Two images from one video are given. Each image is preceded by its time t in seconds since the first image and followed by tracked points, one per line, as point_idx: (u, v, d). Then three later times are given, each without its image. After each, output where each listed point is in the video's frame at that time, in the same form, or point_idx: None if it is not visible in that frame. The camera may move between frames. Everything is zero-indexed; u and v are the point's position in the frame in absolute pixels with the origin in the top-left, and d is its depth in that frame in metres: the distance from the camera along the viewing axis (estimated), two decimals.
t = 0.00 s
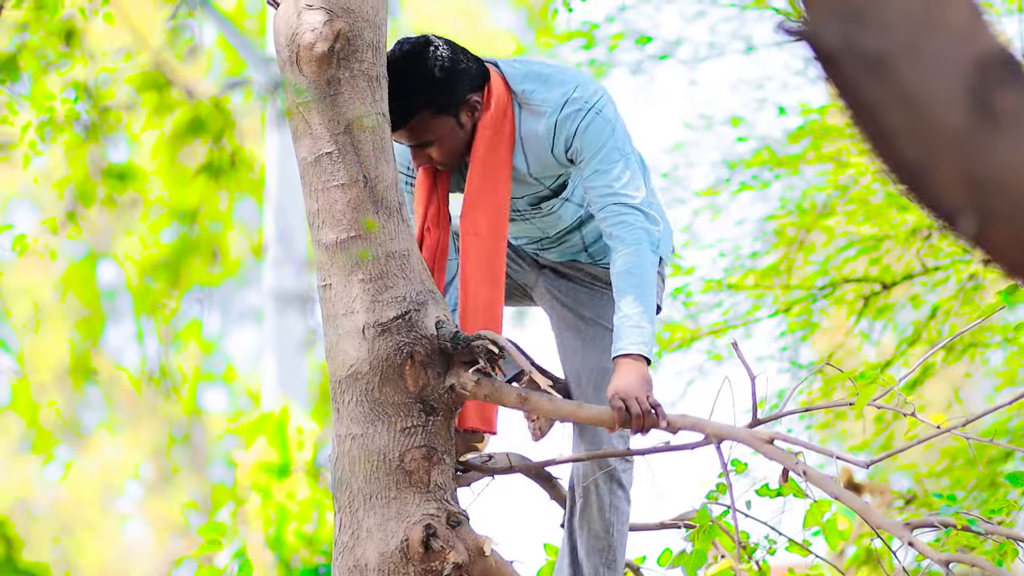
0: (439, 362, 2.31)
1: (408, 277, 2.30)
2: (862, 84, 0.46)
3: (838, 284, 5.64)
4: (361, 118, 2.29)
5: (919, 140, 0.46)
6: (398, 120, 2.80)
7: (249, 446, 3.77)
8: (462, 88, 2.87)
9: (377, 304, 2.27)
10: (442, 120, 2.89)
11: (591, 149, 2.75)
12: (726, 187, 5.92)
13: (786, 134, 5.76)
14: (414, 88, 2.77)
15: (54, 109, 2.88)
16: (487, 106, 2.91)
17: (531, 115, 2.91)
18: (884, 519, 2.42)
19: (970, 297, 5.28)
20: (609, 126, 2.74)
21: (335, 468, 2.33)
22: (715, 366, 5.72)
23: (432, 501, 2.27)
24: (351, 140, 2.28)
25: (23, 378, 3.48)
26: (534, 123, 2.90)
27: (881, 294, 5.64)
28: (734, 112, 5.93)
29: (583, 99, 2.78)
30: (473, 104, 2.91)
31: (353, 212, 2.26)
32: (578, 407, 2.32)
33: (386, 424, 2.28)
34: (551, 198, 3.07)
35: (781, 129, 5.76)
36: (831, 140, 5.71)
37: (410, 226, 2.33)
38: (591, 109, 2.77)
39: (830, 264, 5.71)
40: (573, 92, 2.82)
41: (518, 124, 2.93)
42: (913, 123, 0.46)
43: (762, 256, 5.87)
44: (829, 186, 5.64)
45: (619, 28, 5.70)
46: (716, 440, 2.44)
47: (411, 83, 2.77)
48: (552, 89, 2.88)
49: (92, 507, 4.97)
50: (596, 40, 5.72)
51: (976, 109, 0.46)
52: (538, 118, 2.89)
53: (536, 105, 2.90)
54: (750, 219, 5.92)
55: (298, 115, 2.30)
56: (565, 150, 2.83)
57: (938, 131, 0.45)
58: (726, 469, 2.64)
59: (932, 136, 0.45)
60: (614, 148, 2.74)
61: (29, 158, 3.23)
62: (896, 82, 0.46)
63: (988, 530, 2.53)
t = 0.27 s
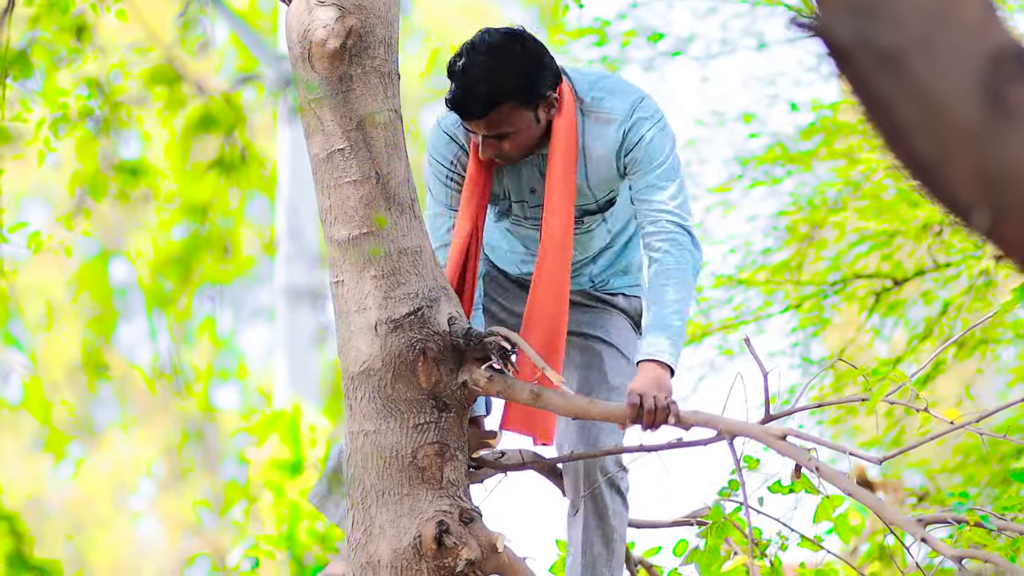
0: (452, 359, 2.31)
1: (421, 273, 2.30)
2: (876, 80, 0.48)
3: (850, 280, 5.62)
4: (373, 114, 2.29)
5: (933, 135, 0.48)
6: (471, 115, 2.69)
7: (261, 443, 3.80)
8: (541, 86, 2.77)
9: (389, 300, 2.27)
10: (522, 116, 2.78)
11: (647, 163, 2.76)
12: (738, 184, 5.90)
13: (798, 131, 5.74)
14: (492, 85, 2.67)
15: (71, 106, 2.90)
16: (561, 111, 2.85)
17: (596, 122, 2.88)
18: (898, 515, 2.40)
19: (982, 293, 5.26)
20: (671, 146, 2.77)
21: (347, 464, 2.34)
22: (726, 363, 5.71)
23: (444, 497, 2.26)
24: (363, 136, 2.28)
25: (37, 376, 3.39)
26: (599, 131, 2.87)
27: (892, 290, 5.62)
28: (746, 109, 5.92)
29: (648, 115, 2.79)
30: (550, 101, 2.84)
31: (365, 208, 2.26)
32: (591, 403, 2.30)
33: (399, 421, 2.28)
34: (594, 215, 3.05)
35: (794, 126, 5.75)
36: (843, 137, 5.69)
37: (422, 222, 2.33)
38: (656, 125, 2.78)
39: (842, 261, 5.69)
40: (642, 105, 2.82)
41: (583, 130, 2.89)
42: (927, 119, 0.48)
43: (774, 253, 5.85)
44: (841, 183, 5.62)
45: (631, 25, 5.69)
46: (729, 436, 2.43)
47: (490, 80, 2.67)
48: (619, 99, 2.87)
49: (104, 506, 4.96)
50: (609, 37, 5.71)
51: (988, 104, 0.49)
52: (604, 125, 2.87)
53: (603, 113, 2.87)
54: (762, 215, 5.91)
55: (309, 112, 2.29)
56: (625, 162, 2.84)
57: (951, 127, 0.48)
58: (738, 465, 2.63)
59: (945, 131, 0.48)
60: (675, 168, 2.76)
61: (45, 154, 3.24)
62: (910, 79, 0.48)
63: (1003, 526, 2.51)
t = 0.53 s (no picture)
0: (463, 359, 2.31)
1: (432, 272, 2.30)
2: (883, 75, 0.43)
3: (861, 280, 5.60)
4: (384, 114, 2.29)
5: (945, 132, 0.43)
6: (569, 126, 2.57)
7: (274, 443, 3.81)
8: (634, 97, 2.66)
9: (401, 300, 2.27)
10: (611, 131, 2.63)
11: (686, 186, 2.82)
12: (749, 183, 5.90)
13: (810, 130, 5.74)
14: (592, 97, 2.56)
15: (83, 107, 2.90)
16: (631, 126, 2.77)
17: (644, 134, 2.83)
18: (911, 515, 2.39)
19: (994, 292, 5.24)
20: (709, 168, 2.85)
21: (358, 463, 2.34)
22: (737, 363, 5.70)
23: (456, 497, 2.27)
24: (374, 136, 2.28)
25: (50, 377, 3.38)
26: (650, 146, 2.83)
27: (904, 289, 5.61)
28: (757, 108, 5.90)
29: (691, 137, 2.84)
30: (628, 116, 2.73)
31: (376, 209, 2.26)
32: (602, 403, 2.32)
33: (410, 420, 2.27)
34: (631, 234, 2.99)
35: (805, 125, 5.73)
36: (854, 137, 5.68)
37: (434, 222, 2.33)
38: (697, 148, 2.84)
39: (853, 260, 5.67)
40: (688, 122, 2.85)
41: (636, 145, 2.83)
42: (936, 116, 0.43)
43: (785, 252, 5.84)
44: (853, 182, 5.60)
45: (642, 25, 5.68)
46: (741, 437, 2.42)
47: (590, 93, 2.55)
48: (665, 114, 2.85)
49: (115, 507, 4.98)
50: (620, 37, 5.70)
51: (1005, 97, 0.43)
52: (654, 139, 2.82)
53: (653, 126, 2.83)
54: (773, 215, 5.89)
55: (320, 112, 2.29)
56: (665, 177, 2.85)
57: (964, 123, 0.43)
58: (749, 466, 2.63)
59: (957, 128, 0.43)
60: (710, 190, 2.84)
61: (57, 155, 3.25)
62: (921, 75, 0.42)
63: (1016, 526, 2.50)
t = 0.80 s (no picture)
0: (474, 358, 2.31)
1: (443, 272, 2.30)
2: (903, 75, 0.54)
3: (871, 280, 5.58)
4: (394, 114, 2.29)
5: (956, 129, 0.54)
6: (641, 152, 2.76)
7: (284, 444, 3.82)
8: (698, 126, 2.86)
9: (411, 300, 2.27)
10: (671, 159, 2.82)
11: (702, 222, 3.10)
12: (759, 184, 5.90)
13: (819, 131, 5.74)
14: (665, 125, 2.74)
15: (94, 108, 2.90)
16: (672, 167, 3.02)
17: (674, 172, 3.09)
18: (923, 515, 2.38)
19: (1005, 292, 5.21)
20: (717, 211, 3.17)
21: (369, 464, 2.34)
22: (747, 363, 5.69)
23: (466, 496, 2.26)
24: (384, 136, 2.28)
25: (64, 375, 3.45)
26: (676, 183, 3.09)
27: (915, 289, 5.58)
28: (768, 109, 5.91)
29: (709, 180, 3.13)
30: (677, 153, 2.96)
31: (386, 208, 2.26)
32: (612, 403, 2.32)
33: (421, 420, 2.28)
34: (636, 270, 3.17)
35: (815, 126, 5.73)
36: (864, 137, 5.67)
37: (444, 222, 2.33)
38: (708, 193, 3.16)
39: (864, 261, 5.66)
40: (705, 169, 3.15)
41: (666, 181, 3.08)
42: (947, 111, 0.54)
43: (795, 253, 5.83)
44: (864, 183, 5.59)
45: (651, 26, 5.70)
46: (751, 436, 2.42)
47: (660, 121, 2.73)
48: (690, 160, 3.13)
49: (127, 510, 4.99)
50: (629, 38, 5.72)
51: (1010, 98, 0.55)
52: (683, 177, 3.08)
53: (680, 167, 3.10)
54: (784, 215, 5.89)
55: (331, 111, 2.30)
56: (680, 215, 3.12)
57: (974, 121, 0.54)
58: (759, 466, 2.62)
59: (969, 124, 0.54)
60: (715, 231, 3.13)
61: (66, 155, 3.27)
62: (934, 74, 0.54)
63: None
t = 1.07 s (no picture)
0: (484, 356, 2.31)
1: (453, 270, 2.30)
2: (912, 71, 0.49)
3: (881, 279, 5.57)
4: (406, 112, 2.29)
5: (969, 126, 0.48)
6: (689, 168, 2.91)
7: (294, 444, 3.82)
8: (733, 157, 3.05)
9: (422, 298, 2.27)
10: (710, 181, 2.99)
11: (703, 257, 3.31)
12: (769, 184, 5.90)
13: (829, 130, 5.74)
14: (712, 144, 2.92)
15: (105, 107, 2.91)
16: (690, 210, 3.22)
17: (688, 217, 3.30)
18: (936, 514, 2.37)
19: (1015, 291, 5.19)
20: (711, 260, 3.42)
21: (379, 462, 2.34)
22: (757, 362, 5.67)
23: (477, 494, 2.26)
24: (395, 134, 2.29)
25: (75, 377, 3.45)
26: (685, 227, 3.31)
27: (925, 288, 5.56)
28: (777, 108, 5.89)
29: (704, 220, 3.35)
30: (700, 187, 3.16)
31: (397, 206, 2.26)
32: (623, 401, 2.32)
33: (431, 418, 2.27)
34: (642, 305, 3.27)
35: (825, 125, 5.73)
36: (874, 136, 5.66)
37: (455, 220, 2.33)
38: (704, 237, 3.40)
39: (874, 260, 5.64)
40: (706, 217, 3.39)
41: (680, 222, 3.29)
42: (963, 110, 0.48)
43: (805, 252, 5.82)
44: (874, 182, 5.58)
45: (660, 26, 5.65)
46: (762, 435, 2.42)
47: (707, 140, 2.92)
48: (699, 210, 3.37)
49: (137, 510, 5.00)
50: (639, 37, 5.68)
51: None
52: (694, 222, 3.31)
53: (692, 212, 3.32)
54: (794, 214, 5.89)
55: (341, 110, 2.30)
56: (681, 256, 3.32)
57: (987, 115, 0.48)
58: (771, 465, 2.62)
59: (981, 118, 0.48)
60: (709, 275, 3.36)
61: (76, 155, 3.28)
62: (949, 68, 0.48)
63: None
